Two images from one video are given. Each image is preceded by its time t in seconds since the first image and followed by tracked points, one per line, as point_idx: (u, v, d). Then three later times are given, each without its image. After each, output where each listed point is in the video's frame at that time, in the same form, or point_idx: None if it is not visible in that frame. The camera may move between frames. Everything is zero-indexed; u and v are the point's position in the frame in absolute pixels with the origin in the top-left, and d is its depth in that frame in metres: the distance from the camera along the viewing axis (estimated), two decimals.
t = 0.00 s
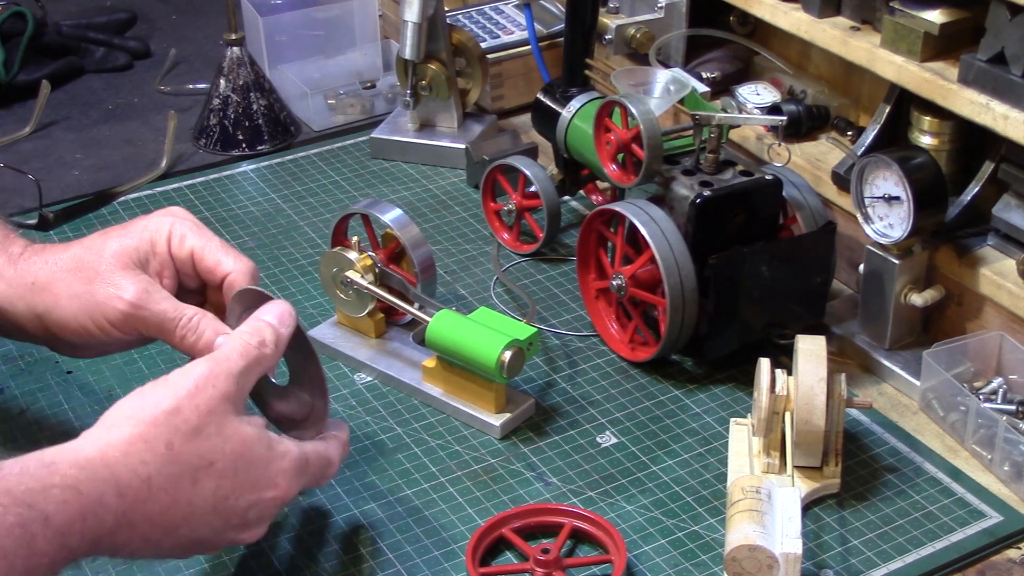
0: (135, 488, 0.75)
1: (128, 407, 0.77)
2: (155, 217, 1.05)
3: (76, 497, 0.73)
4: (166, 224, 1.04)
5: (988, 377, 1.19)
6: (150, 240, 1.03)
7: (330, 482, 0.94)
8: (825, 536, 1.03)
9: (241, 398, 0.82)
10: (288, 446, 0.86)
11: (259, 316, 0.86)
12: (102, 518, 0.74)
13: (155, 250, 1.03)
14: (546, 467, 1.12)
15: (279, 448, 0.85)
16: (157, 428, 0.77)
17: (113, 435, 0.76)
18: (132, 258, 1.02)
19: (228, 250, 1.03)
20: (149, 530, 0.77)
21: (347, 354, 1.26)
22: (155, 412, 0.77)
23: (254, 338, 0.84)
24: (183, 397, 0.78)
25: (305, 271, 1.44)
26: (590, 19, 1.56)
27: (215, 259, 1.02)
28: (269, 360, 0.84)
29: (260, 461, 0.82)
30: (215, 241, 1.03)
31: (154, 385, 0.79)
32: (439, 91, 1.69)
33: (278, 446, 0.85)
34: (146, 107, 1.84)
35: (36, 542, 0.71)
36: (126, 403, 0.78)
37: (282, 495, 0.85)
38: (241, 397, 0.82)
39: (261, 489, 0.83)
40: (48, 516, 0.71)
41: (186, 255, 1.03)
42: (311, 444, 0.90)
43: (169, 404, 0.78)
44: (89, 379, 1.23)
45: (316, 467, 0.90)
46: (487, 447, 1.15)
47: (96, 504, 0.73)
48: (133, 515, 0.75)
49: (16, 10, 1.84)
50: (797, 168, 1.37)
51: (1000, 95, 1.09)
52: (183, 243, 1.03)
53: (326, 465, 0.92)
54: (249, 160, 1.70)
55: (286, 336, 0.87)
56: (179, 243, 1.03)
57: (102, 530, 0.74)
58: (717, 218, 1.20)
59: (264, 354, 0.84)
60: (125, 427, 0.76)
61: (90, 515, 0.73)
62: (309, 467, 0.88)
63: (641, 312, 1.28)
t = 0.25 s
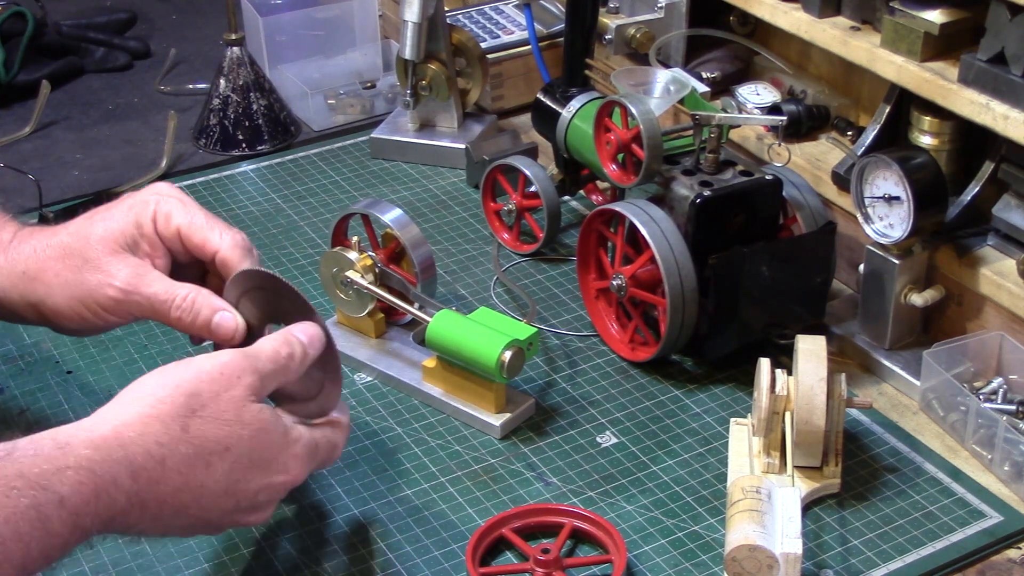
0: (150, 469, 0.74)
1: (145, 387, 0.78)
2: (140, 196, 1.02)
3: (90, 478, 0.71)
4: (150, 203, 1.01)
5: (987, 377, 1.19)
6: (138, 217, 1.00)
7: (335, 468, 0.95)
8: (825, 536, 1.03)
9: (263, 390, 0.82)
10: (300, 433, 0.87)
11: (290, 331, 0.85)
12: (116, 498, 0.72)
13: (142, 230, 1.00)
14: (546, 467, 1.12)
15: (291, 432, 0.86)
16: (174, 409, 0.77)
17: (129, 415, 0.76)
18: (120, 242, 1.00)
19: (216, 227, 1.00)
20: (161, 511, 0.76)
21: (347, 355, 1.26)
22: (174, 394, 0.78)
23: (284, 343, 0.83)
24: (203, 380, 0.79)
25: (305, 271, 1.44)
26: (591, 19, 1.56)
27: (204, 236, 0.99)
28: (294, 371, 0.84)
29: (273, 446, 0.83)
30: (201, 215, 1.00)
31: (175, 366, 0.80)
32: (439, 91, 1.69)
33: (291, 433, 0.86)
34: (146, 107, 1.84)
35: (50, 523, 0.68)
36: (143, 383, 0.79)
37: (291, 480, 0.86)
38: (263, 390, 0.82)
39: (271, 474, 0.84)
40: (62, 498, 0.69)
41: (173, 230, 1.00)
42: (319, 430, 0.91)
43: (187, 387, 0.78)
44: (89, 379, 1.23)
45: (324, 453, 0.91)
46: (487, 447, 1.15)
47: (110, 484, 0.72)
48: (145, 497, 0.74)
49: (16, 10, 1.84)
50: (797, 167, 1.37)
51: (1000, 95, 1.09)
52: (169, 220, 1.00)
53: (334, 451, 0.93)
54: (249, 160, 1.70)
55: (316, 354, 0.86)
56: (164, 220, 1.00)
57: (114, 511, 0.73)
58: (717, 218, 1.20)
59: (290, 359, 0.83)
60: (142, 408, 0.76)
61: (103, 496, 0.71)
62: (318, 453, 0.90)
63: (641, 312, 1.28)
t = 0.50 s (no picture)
0: (148, 448, 0.75)
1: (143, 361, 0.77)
2: (122, 177, 1.00)
3: (89, 461, 0.73)
4: (131, 186, 0.99)
5: (988, 377, 1.19)
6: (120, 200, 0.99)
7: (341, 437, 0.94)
8: (825, 536, 1.03)
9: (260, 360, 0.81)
10: (305, 405, 0.86)
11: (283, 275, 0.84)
12: (114, 480, 0.74)
13: (124, 213, 0.99)
14: (546, 467, 1.12)
15: (296, 405, 0.85)
16: (171, 386, 0.76)
17: (126, 393, 0.76)
18: (104, 228, 0.99)
19: (198, 208, 0.97)
20: (161, 486, 0.77)
21: (347, 355, 1.26)
22: (171, 370, 0.77)
23: (275, 301, 0.81)
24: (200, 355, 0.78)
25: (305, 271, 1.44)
26: (591, 19, 1.56)
27: (184, 215, 0.96)
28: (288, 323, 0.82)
29: (275, 419, 0.83)
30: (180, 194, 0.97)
31: (172, 340, 0.79)
32: (439, 91, 1.69)
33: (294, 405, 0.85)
34: (146, 107, 1.84)
35: (49, 508, 0.71)
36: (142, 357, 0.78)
37: (295, 451, 0.86)
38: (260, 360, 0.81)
39: (274, 446, 0.84)
40: (60, 482, 0.71)
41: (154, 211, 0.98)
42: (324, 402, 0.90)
43: (184, 363, 0.77)
44: (89, 379, 1.23)
45: (328, 424, 0.90)
46: (487, 447, 1.15)
47: (108, 467, 0.73)
48: (144, 475, 0.75)
49: (16, 10, 1.84)
50: (797, 167, 1.37)
51: (1000, 95, 1.09)
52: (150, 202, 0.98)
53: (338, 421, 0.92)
54: (249, 160, 1.70)
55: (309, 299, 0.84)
56: (146, 201, 0.98)
57: (114, 492, 0.74)
58: (717, 218, 1.20)
59: (284, 317, 0.81)
60: (139, 386, 0.76)
61: (101, 478, 0.73)
62: (323, 423, 0.89)
63: (641, 312, 1.28)
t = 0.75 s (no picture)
0: (145, 468, 0.76)
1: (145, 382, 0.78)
2: (118, 183, 1.01)
3: (89, 478, 0.73)
4: (127, 191, 1.00)
5: (987, 377, 1.19)
6: (116, 206, 0.99)
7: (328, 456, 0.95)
8: (825, 536, 1.03)
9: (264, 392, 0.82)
10: (296, 428, 0.87)
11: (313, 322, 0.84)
12: (111, 496, 0.74)
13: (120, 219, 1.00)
14: (546, 467, 1.12)
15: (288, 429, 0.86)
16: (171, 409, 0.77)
17: (126, 412, 0.76)
18: (100, 233, 1.00)
19: (195, 212, 0.98)
20: (156, 505, 0.78)
21: (347, 354, 1.26)
22: (172, 393, 0.77)
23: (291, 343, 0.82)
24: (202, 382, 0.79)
25: (305, 271, 1.44)
26: (590, 19, 1.56)
27: (179, 222, 0.97)
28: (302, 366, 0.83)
29: (270, 445, 0.84)
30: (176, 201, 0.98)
31: (177, 363, 0.80)
32: (438, 91, 1.69)
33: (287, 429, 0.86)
34: (146, 107, 1.83)
35: (48, 524, 0.70)
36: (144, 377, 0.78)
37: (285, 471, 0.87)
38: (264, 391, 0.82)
39: (266, 468, 0.84)
40: (60, 498, 0.71)
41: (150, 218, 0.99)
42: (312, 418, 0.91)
43: (186, 389, 0.78)
44: (89, 379, 1.23)
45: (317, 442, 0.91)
46: (487, 447, 1.15)
47: (108, 484, 0.74)
48: (140, 493, 0.76)
49: (16, 10, 1.84)
50: (797, 167, 1.37)
51: (1000, 95, 1.09)
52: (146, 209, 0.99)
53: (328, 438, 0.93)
54: (249, 160, 1.70)
55: (334, 347, 0.85)
56: (142, 208, 0.99)
57: (110, 509, 0.75)
58: (717, 218, 1.20)
59: (296, 358, 0.82)
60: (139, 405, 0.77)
61: (100, 495, 0.73)
62: (312, 443, 0.90)
63: (641, 312, 1.28)
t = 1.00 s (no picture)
0: (133, 462, 0.75)
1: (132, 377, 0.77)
2: (121, 184, 1.01)
3: (77, 472, 0.72)
4: (130, 192, 1.00)
5: (987, 377, 1.19)
6: (120, 206, 1.00)
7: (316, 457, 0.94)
8: (825, 536, 1.03)
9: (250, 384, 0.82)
10: (284, 426, 0.87)
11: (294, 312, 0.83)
12: (101, 491, 0.73)
13: (123, 219, 1.00)
14: (546, 467, 1.12)
15: (275, 425, 0.85)
16: (159, 403, 0.76)
17: (114, 406, 0.75)
18: (102, 233, 1.00)
19: (197, 213, 0.98)
20: (144, 501, 0.77)
21: (347, 354, 1.26)
22: (159, 386, 0.77)
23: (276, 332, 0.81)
24: (189, 376, 0.78)
25: (305, 271, 1.44)
26: (590, 19, 1.56)
27: (182, 222, 0.97)
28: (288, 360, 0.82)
29: (255, 440, 0.83)
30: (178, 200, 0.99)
31: (164, 359, 0.79)
32: (438, 91, 1.69)
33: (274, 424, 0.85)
34: (146, 107, 1.83)
35: (37, 517, 0.70)
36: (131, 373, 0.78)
37: (271, 469, 0.86)
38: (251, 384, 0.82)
39: (252, 465, 0.84)
40: (49, 491, 0.70)
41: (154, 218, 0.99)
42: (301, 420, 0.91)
43: (172, 382, 0.77)
44: (89, 379, 1.23)
45: (304, 441, 0.91)
46: (487, 447, 1.15)
47: (96, 478, 0.73)
48: (130, 488, 0.75)
49: (16, 10, 1.84)
50: (797, 168, 1.37)
51: (1000, 95, 1.09)
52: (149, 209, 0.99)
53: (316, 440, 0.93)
54: (249, 160, 1.70)
55: (316, 337, 0.84)
56: (145, 209, 0.99)
57: (99, 504, 0.73)
58: (717, 218, 1.20)
59: (286, 351, 0.82)
60: (127, 399, 0.76)
61: (89, 488, 0.72)
62: (299, 443, 0.89)
63: (641, 312, 1.28)
